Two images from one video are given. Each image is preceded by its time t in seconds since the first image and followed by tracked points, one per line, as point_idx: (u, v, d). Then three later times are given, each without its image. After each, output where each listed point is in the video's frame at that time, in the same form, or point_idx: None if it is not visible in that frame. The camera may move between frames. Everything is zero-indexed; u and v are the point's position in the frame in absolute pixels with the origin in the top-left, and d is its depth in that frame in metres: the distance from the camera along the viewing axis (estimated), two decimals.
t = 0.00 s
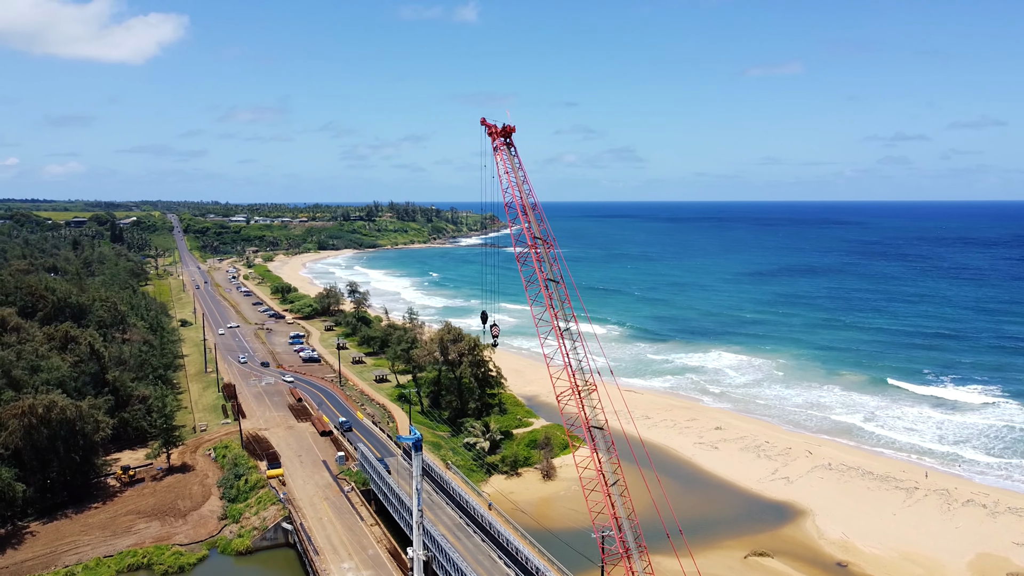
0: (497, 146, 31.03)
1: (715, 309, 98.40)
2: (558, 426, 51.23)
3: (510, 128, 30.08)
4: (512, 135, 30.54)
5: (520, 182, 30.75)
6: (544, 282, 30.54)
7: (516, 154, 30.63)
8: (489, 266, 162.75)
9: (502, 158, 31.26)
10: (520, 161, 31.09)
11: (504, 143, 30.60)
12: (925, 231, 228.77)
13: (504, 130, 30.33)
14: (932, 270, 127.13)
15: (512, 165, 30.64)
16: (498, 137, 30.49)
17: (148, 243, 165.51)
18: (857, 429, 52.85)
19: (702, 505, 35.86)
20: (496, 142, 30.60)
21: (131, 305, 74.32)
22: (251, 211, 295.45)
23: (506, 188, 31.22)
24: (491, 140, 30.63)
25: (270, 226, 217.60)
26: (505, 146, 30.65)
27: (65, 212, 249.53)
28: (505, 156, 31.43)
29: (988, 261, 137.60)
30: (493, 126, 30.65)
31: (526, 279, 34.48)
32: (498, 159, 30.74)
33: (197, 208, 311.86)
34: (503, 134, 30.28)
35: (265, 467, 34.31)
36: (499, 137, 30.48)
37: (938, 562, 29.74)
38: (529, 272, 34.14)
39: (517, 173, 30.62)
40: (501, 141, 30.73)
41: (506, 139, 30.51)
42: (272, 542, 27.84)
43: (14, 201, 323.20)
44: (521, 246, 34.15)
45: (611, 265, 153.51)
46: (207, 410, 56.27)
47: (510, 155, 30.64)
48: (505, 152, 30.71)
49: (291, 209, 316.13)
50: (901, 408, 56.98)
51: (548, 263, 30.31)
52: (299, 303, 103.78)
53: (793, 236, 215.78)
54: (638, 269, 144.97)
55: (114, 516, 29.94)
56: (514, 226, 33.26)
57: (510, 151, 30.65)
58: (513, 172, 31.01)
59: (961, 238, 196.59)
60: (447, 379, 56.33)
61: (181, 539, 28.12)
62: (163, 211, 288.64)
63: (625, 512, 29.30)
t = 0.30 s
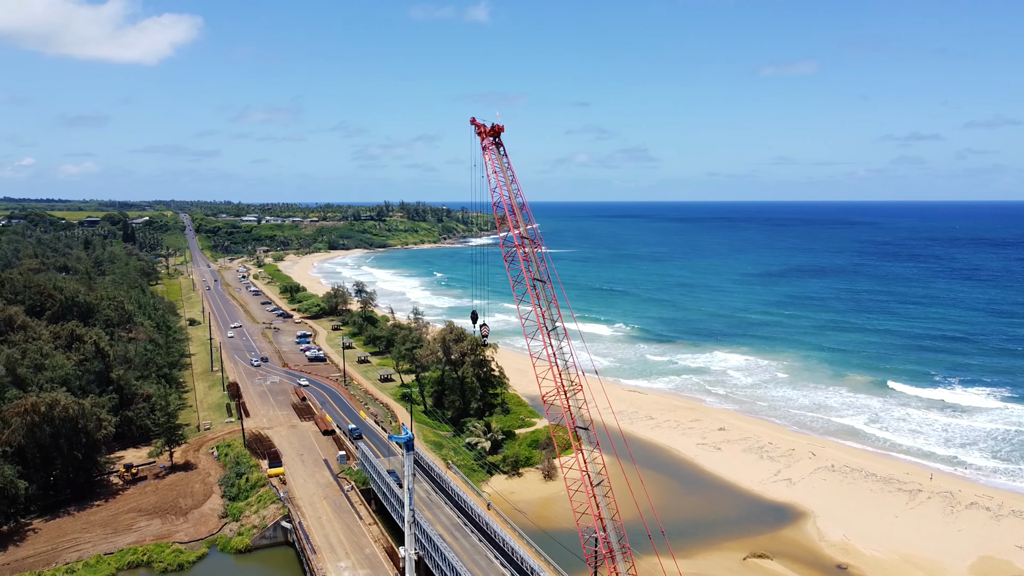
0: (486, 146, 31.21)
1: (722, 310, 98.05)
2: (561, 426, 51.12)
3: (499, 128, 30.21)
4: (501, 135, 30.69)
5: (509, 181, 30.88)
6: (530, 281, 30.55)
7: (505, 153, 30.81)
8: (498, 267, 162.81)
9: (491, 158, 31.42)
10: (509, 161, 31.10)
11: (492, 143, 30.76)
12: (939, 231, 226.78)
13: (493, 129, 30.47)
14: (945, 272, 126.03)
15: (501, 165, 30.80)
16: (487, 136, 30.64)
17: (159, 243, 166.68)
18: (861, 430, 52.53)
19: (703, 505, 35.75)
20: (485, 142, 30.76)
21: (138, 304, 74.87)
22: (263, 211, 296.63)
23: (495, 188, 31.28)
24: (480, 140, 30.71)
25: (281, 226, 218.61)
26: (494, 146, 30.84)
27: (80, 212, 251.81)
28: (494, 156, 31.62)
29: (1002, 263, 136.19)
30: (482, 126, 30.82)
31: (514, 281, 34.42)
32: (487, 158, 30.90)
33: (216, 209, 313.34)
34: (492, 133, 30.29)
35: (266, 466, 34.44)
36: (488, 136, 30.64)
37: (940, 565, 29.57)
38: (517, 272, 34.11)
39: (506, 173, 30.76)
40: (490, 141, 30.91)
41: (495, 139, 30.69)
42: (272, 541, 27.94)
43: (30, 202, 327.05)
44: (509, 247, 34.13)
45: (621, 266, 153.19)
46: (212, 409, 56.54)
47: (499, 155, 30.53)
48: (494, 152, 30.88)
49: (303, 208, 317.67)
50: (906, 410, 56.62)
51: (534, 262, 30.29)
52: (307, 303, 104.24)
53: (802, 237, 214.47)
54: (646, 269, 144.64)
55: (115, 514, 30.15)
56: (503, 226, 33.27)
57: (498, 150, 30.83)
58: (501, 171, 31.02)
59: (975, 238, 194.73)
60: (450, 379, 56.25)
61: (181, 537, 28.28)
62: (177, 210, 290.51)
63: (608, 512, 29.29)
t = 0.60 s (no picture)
0: (472, 146, 30.56)
1: (728, 311, 97.65)
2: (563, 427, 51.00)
3: (485, 127, 29.55)
4: (487, 135, 30.03)
5: (496, 182, 30.40)
6: (514, 282, 30.55)
7: (491, 153, 30.26)
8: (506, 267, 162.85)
9: (478, 157, 30.80)
10: (495, 161, 30.64)
11: (479, 142, 30.08)
12: (952, 232, 224.82)
13: (479, 129, 29.77)
14: (956, 273, 124.93)
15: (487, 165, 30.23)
16: (474, 136, 29.94)
17: (170, 242, 167.83)
18: (865, 432, 52.22)
19: (703, 507, 35.56)
20: (471, 142, 30.10)
21: (145, 302, 75.35)
22: (275, 211, 297.99)
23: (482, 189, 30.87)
24: (466, 139, 30.11)
25: (292, 226, 219.51)
26: (481, 146, 30.20)
27: (94, 211, 253.57)
28: (481, 155, 30.98)
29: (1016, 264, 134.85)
30: (468, 125, 30.10)
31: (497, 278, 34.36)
32: (474, 158, 30.29)
33: (227, 209, 315.41)
34: (479, 133, 29.70)
35: (266, 465, 34.55)
36: (475, 136, 29.95)
37: (940, 569, 29.37)
38: (501, 271, 34.05)
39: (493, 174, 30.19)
40: (477, 140, 30.27)
41: (481, 138, 30.01)
42: (270, 540, 28.03)
43: (64, 204, 331.06)
44: (493, 246, 33.81)
45: (629, 266, 152.89)
46: (215, 408, 56.78)
47: (485, 155, 30.08)
48: (480, 152, 30.29)
49: (313, 208, 318.98)
50: (910, 412, 56.27)
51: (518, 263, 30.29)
52: (314, 303, 104.62)
53: (811, 237, 213.29)
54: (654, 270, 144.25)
55: (116, 512, 30.33)
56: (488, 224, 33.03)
57: (485, 150, 30.23)
58: (488, 172, 30.65)
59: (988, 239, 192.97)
60: (452, 378, 56.18)
61: (180, 535, 28.41)
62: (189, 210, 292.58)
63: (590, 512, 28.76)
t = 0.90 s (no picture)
0: (457, 146, 30.08)
1: (733, 312, 97.48)
2: (563, 428, 51.01)
3: (471, 128, 29.12)
4: (473, 135, 29.61)
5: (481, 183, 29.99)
6: (496, 283, 30.54)
7: (478, 154, 29.78)
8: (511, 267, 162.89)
9: (463, 158, 30.33)
10: (481, 162, 30.24)
11: (465, 143, 29.64)
12: (961, 232, 223.55)
13: (465, 129, 29.34)
14: (964, 274, 124.19)
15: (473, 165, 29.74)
16: (459, 136, 29.49)
17: (178, 242, 168.57)
18: (865, 433, 52.09)
19: (700, 508, 35.48)
20: (456, 142, 29.65)
21: (149, 302, 75.66)
22: (283, 211, 298.93)
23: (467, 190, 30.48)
24: (451, 140, 29.66)
25: (299, 226, 219.98)
26: (466, 146, 29.73)
27: (102, 211, 254.30)
28: (466, 155, 30.52)
29: None
30: (454, 125, 29.66)
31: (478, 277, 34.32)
32: (459, 159, 29.77)
33: (236, 208, 316.75)
34: (464, 134, 29.26)
35: (263, 465, 34.67)
36: (460, 137, 29.52)
37: (938, 572, 29.25)
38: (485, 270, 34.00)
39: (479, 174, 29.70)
40: (463, 141, 29.83)
41: (467, 139, 29.57)
42: (266, 539, 28.09)
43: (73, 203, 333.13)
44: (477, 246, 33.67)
45: (634, 266, 152.72)
46: (216, 407, 56.89)
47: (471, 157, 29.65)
48: (466, 152, 29.82)
49: (321, 208, 319.60)
50: (911, 413, 56.12)
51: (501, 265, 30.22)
52: (318, 303, 104.89)
53: (817, 238, 212.64)
54: (658, 271, 144.02)
55: (114, 511, 30.44)
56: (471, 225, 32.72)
57: (471, 151, 29.77)
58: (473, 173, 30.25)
59: (997, 240, 191.82)
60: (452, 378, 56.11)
61: (177, 534, 28.48)
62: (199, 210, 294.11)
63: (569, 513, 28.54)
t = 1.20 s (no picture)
0: (441, 146, 29.98)
1: (735, 314, 97.31)
2: (561, 429, 50.99)
3: (453, 127, 29.09)
4: (456, 136, 29.60)
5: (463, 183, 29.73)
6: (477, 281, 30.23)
7: (461, 154, 29.57)
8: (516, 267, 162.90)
9: (446, 159, 30.22)
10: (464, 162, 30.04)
11: (448, 143, 29.56)
12: (968, 233, 222.32)
13: (448, 129, 29.35)
14: (970, 275, 123.44)
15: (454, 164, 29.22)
16: (442, 136, 29.50)
17: (184, 242, 169.21)
18: (865, 435, 51.94)
19: (695, 509, 35.44)
20: (439, 142, 29.61)
21: (150, 301, 75.90)
22: (290, 211, 299.41)
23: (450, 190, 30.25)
24: (434, 140, 29.54)
25: (305, 226, 220.46)
26: (449, 146, 29.62)
27: (111, 212, 255.22)
28: (449, 156, 30.38)
29: None
30: (438, 126, 29.73)
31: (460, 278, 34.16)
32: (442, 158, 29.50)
33: (243, 208, 317.54)
34: (447, 133, 29.23)
35: (259, 464, 34.76)
36: (442, 136, 29.50)
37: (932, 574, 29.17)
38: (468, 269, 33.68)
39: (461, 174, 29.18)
40: (446, 141, 29.81)
41: (449, 139, 29.55)
42: (261, 538, 28.13)
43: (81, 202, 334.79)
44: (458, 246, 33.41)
45: (639, 267, 152.51)
46: (216, 406, 57.02)
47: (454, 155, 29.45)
48: (449, 152, 29.70)
49: (328, 208, 320.13)
50: (912, 415, 55.97)
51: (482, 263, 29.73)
52: (322, 302, 105.15)
53: (822, 238, 212.17)
54: (662, 271, 143.94)
55: (110, 510, 30.52)
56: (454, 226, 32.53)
57: (453, 151, 29.60)
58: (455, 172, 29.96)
59: (1005, 241, 190.67)
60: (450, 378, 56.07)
61: (172, 533, 28.58)
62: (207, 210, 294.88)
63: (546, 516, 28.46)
